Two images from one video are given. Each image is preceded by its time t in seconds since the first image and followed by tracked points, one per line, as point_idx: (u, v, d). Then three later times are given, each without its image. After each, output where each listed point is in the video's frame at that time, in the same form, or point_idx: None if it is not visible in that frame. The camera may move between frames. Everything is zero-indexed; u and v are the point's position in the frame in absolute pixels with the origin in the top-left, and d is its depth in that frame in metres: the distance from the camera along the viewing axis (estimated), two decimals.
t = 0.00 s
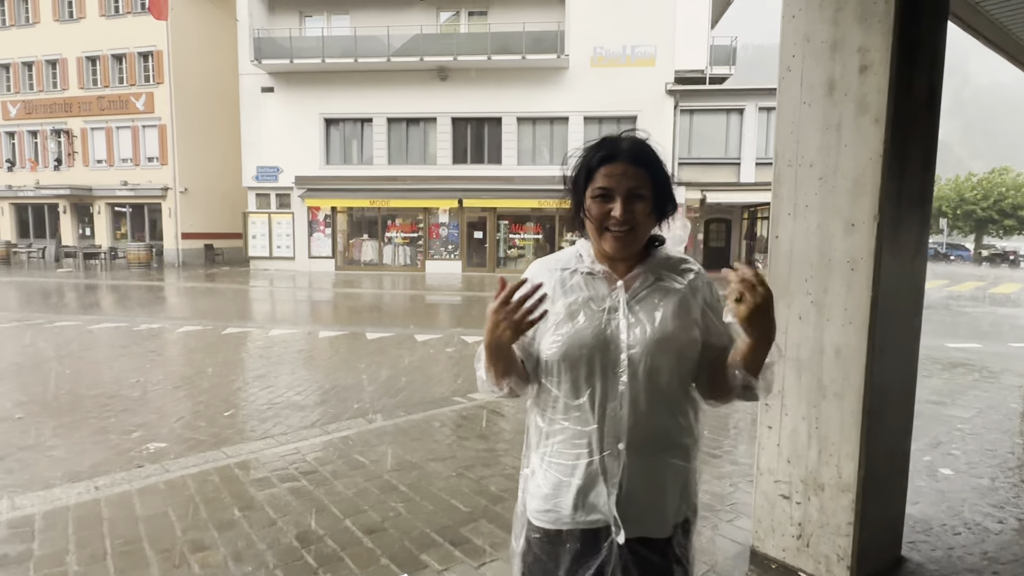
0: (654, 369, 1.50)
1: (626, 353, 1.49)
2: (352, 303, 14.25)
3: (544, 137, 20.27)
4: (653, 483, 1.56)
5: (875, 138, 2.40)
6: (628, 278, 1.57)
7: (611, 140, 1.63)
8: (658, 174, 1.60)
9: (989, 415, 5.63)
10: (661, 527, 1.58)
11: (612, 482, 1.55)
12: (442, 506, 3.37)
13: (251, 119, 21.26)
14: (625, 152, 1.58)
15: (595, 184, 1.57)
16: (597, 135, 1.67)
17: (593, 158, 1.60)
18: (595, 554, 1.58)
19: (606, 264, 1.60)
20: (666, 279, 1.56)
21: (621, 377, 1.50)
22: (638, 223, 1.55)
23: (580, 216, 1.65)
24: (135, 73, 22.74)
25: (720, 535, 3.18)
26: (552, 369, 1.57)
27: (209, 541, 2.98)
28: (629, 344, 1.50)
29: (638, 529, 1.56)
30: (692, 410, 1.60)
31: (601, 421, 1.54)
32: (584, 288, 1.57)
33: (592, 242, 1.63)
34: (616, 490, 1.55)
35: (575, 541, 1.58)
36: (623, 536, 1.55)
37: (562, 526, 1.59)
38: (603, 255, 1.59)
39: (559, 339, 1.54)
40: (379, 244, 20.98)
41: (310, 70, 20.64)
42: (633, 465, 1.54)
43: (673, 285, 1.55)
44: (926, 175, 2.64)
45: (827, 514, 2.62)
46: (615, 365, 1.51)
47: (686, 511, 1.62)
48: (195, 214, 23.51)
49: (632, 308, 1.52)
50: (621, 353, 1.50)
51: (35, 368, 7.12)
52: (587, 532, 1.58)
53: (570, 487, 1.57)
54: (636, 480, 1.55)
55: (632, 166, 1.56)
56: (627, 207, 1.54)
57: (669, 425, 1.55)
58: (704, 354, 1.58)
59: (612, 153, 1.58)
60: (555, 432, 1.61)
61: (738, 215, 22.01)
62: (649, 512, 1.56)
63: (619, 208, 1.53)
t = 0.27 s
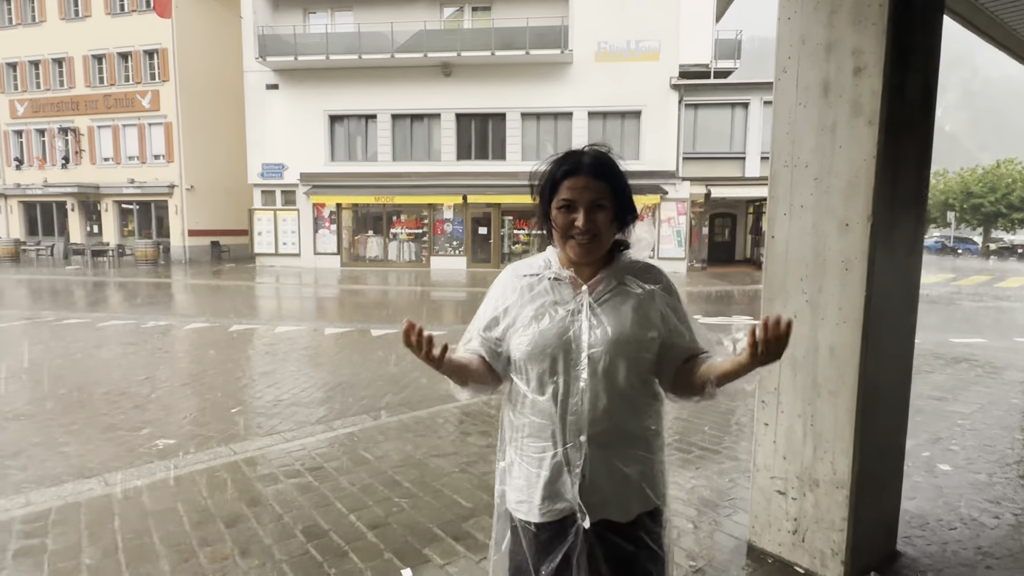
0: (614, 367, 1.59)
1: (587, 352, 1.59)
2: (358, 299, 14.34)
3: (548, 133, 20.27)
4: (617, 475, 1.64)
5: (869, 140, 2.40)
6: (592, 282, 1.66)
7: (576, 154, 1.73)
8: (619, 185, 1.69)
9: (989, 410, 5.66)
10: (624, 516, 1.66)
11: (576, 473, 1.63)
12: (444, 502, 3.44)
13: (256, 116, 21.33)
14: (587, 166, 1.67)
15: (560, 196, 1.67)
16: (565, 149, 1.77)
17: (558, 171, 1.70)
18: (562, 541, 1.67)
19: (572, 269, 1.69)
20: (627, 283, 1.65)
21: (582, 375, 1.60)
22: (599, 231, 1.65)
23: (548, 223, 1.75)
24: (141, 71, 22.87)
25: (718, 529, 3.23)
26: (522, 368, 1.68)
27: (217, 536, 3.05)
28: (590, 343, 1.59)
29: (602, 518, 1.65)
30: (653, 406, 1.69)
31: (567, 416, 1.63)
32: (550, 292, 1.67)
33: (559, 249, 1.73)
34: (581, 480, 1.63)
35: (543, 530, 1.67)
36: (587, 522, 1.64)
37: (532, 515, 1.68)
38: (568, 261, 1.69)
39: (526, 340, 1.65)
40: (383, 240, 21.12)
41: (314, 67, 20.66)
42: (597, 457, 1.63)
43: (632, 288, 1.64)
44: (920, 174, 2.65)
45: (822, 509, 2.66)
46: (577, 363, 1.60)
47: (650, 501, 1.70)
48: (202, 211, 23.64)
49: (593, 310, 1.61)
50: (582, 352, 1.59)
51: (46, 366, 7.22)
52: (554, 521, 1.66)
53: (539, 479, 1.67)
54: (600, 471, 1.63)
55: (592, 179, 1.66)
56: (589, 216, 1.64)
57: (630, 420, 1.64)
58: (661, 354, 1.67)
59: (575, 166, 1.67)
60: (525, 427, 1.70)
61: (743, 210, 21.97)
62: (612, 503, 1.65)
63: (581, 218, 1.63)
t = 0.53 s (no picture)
0: (594, 354, 1.63)
1: (569, 338, 1.63)
2: (364, 289, 14.41)
3: (553, 121, 20.18)
4: (598, 457, 1.68)
5: (870, 129, 2.39)
6: (574, 272, 1.71)
7: (556, 147, 1.76)
8: (598, 177, 1.73)
9: (993, 398, 5.66)
10: (604, 498, 1.70)
11: (559, 456, 1.67)
12: (449, 488, 3.49)
13: (261, 105, 21.33)
14: (567, 159, 1.71)
15: (541, 189, 1.71)
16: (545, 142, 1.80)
17: (539, 165, 1.73)
18: (545, 521, 1.71)
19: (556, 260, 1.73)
20: (607, 273, 1.69)
21: (563, 361, 1.64)
22: (580, 222, 1.69)
23: (531, 216, 1.79)
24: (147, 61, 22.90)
25: (719, 515, 3.27)
26: (507, 357, 1.72)
27: (227, 521, 3.12)
28: (571, 331, 1.63)
29: (584, 499, 1.69)
30: (632, 392, 1.74)
31: (549, 401, 1.67)
32: (532, 283, 1.71)
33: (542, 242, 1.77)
34: (563, 463, 1.67)
35: (527, 512, 1.71)
36: (569, 502, 1.68)
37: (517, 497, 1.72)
38: (550, 252, 1.73)
39: (510, 328, 1.69)
40: (389, 229, 21.12)
41: (318, 56, 20.62)
42: (580, 440, 1.67)
43: (612, 278, 1.69)
44: (921, 163, 2.65)
45: (821, 496, 2.70)
46: (558, 348, 1.64)
47: (631, 484, 1.74)
48: (208, 202, 23.73)
49: (575, 298, 1.66)
50: (563, 339, 1.64)
51: (57, 355, 7.33)
52: (537, 503, 1.70)
53: (523, 461, 1.71)
54: (582, 454, 1.67)
55: (571, 173, 1.69)
56: (569, 208, 1.68)
57: (610, 404, 1.69)
58: (640, 342, 1.72)
59: (555, 159, 1.71)
60: (510, 412, 1.75)
61: (749, 198, 21.87)
62: (594, 485, 1.69)
63: (561, 210, 1.67)
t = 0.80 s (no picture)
0: (586, 319, 1.65)
1: (561, 303, 1.65)
2: (368, 265, 14.44)
3: (556, 94, 19.94)
4: (591, 420, 1.71)
5: (875, 97, 2.36)
6: (566, 238, 1.72)
7: (547, 115, 1.76)
8: (589, 146, 1.73)
9: (994, 370, 5.69)
10: (596, 460, 1.74)
11: (553, 418, 1.70)
12: (452, 458, 3.55)
13: (261, 81, 21.12)
14: (558, 128, 1.71)
15: (533, 157, 1.71)
16: (536, 111, 1.80)
17: (530, 135, 1.73)
18: (538, 482, 1.74)
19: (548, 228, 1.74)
20: (598, 239, 1.71)
21: (556, 326, 1.65)
22: (571, 190, 1.70)
23: (522, 185, 1.79)
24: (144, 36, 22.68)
25: (718, 484, 3.32)
26: (501, 324, 1.74)
27: (236, 490, 3.19)
28: (563, 295, 1.65)
29: (577, 461, 1.72)
30: (623, 358, 1.77)
31: (543, 365, 1.69)
32: (525, 249, 1.72)
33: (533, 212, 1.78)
34: (557, 425, 1.70)
35: (523, 474, 1.74)
36: (562, 464, 1.71)
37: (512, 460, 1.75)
38: (542, 222, 1.74)
39: (504, 294, 1.70)
40: (392, 206, 21.10)
41: (318, 30, 20.36)
42: (573, 403, 1.70)
43: (603, 244, 1.70)
44: (927, 131, 2.61)
45: (819, 464, 2.73)
46: (551, 313, 1.66)
47: (623, 446, 1.77)
48: (210, 179, 23.68)
49: (567, 263, 1.67)
50: (556, 304, 1.65)
51: (64, 331, 7.40)
52: (531, 465, 1.74)
53: (518, 425, 1.74)
54: (575, 416, 1.70)
55: (563, 144, 1.69)
56: (561, 175, 1.68)
57: (603, 368, 1.71)
58: (631, 308, 1.75)
59: (546, 127, 1.71)
60: (504, 377, 1.77)
61: (754, 172, 21.68)
62: (586, 447, 1.72)
63: (554, 177, 1.68)
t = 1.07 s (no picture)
0: (583, 279, 1.65)
1: (558, 264, 1.65)
2: (369, 241, 14.41)
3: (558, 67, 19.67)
4: (588, 381, 1.73)
5: (881, 58, 2.32)
6: (561, 199, 1.71)
7: (540, 74, 1.74)
8: (583, 105, 1.72)
9: (995, 341, 5.71)
10: (594, 421, 1.75)
11: (551, 380, 1.71)
12: (454, 427, 3.59)
13: (259, 54, 20.85)
14: (552, 87, 1.69)
15: (526, 117, 1.69)
16: (529, 69, 1.77)
17: (523, 94, 1.71)
18: (536, 443, 1.76)
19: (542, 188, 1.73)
20: (593, 199, 1.70)
21: (553, 287, 1.66)
22: (565, 150, 1.69)
23: (516, 145, 1.78)
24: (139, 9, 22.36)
25: (718, 450, 3.36)
26: (497, 286, 1.75)
27: (242, 458, 3.23)
28: (560, 256, 1.65)
29: (575, 422, 1.74)
30: (620, 318, 1.78)
31: (540, 327, 1.69)
32: (520, 211, 1.72)
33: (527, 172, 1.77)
34: (556, 386, 1.71)
35: (522, 436, 1.76)
36: (560, 425, 1.72)
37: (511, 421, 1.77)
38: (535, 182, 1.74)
39: (499, 256, 1.70)
40: (393, 181, 20.97)
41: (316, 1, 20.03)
42: (571, 365, 1.71)
43: (599, 204, 1.70)
44: (934, 95, 2.58)
45: (817, 430, 2.76)
46: (548, 274, 1.66)
47: (620, 407, 1.79)
48: (210, 155, 23.54)
49: (562, 224, 1.67)
50: (553, 265, 1.65)
51: (68, 306, 7.44)
52: (529, 426, 1.75)
53: (516, 387, 1.75)
54: (573, 377, 1.71)
55: (556, 103, 1.68)
56: (554, 136, 1.67)
57: (600, 329, 1.72)
58: (627, 268, 1.75)
59: (539, 86, 1.69)
60: (501, 340, 1.78)
61: (759, 146, 21.45)
62: (584, 407, 1.73)
63: (548, 137, 1.67)
